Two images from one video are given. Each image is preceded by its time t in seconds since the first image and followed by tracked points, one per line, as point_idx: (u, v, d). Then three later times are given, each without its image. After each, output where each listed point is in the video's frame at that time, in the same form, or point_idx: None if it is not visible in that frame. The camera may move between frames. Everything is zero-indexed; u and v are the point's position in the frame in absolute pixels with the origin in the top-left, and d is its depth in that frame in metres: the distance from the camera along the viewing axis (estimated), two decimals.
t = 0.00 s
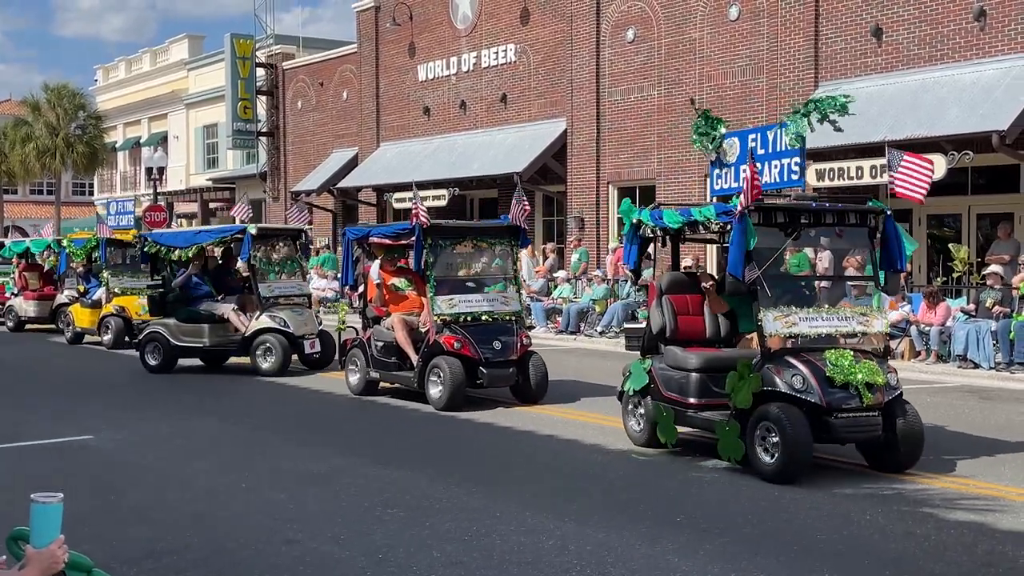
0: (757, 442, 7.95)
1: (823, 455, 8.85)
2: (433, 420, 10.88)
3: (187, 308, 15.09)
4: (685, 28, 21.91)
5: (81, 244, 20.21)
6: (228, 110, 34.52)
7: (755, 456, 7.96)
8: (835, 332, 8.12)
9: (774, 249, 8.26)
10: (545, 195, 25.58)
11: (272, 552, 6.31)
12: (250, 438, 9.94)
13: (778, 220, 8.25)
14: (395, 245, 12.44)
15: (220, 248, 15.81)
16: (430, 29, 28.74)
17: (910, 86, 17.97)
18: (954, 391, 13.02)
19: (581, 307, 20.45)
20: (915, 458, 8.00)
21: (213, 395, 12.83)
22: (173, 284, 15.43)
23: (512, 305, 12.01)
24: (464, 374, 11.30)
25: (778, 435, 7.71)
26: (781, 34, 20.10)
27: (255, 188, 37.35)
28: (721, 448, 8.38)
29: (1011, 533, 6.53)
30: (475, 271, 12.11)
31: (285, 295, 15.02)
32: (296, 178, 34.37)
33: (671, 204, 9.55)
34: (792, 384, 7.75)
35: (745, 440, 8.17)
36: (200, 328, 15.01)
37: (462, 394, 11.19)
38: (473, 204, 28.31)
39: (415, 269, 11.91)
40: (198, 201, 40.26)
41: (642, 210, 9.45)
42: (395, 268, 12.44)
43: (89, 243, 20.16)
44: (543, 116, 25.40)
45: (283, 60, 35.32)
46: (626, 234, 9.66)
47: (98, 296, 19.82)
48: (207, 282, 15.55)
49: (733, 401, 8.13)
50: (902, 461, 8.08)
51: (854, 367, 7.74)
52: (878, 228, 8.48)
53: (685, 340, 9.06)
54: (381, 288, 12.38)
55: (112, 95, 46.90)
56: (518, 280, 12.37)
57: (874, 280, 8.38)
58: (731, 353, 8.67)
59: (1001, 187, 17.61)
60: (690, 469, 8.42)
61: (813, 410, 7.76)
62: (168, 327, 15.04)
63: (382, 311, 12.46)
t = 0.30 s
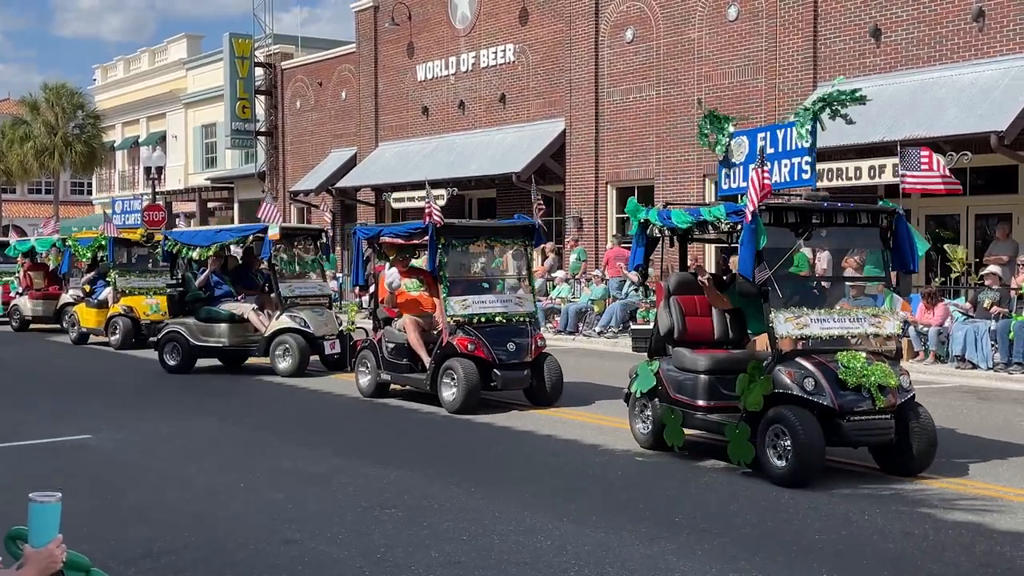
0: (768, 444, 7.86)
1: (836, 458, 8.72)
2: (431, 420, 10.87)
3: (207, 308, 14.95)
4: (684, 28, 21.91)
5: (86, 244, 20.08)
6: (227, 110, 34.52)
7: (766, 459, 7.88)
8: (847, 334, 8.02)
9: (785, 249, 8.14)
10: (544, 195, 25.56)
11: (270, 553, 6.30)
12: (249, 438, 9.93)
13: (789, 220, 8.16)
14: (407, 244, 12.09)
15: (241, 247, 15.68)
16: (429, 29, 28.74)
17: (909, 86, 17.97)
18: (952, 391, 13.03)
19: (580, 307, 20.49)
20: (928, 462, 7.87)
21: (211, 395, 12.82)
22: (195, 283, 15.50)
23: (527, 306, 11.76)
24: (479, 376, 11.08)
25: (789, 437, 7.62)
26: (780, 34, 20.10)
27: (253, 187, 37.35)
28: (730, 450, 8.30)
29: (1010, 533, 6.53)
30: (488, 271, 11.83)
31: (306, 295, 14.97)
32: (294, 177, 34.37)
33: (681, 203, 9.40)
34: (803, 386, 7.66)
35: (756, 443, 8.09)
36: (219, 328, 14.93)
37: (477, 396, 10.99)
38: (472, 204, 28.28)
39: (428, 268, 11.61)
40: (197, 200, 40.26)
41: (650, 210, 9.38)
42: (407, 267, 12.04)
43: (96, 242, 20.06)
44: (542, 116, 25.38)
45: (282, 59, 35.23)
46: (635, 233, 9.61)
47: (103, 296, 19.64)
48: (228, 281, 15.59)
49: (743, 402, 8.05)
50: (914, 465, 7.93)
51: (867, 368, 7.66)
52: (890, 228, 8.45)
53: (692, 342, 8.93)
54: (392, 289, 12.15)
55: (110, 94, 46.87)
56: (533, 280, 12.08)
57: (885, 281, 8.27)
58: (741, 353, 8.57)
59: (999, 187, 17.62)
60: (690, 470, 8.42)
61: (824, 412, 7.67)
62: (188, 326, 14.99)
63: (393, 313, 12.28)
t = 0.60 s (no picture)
0: (777, 446, 7.76)
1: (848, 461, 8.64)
2: (429, 419, 10.89)
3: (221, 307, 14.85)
4: (683, 27, 21.91)
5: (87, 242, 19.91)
6: (225, 109, 34.51)
7: (775, 461, 7.77)
8: (857, 335, 7.98)
9: (794, 249, 8.04)
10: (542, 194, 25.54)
11: (269, 551, 6.30)
12: (247, 437, 9.93)
13: (799, 219, 8.04)
14: (414, 244, 12.15)
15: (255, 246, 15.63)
16: (428, 28, 28.73)
17: (908, 86, 17.98)
18: (950, 391, 13.02)
19: (579, 306, 20.52)
20: (939, 465, 7.78)
21: (209, 395, 12.82)
22: (212, 280, 15.97)
23: (537, 307, 11.70)
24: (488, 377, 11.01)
25: (799, 439, 7.53)
26: (778, 34, 20.12)
27: (252, 186, 37.34)
28: (738, 453, 8.19)
29: (1009, 533, 6.53)
30: (500, 270, 11.79)
31: (320, 295, 14.94)
32: (293, 176, 34.36)
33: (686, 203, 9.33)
34: (814, 389, 7.58)
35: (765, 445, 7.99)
36: (232, 326, 14.85)
37: (486, 398, 10.91)
38: (471, 203, 28.25)
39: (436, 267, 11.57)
40: (195, 199, 40.25)
41: (656, 210, 9.29)
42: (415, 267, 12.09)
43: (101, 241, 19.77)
44: (541, 115, 25.38)
45: (281, 58, 35.16)
46: (639, 231, 9.43)
47: (107, 296, 19.60)
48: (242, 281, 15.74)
49: (751, 404, 7.97)
50: (925, 468, 7.84)
51: (878, 370, 7.60)
52: (901, 229, 8.31)
53: (699, 342, 8.87)
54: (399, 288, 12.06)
55: (109, 93, 46.84)
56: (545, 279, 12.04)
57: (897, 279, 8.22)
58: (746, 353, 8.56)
59: (998, 187, 17.63)
60: (688, 469, 8.42)
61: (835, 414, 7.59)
62: (201, 326, 14.91)
63: (401, 312, 12.16)
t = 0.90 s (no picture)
0: (787, 448, 7.68)
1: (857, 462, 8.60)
2: (428, 418, 10.89)
3: (232, 305, 14.80)
4: (682, 26, 21.91)
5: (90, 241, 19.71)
6: (224, 107, 34.46)
7: (785, 463, 7.69)
8: (867, 335, 7.91)
9: (803, 249, 7.93)
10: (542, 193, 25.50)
11: (267, 550, 6.30)
12: (245, 436, 9.93)
13: (809, 217, 7.92)
14: (421, 242, 12.00)
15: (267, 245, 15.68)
16: (426, 27, 28.71)
17: (907, 85, 17.97)
18: (950, 391, 13.02)
19: (578, 306, 20.49)
20: (949, 466, 7.70)
21: (207, 394, 12.81)
22: (221, 278, 15.71)
23: (544, 306, 11.70)
24: (496, 377, 10.99)
25: (809, 441, 7.44)
26: (777, 32, 20.11)
27: (251, 185, 37.31)
28: (746, 454, 8.10)
29: (1007, 532, 6.53)
30: (508, 269, 11.84)
31: (331, 294, 14.78)
32: (291, 175, 34.33)
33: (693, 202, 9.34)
34: (824, 389, 7.51)
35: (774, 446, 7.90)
36: (243, 326, 14.77)
37: (493, 398, 10.91)
38: (469, 202, 28.24)
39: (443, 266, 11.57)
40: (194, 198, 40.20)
41: (662, 209, 9.29)
42: (420, 266, 12.12)
43: (104, 241, 19.44)
44: (539, 114, 25.37)
45: (280, 56, 35.10)
46: (646, 231, 9.45)
47: (110, 295, 19.36)
48: (254, 280, 15.63)
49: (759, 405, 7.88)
50: (936, 470, 7.76)
51: (888, 371, 7.51)
52: (911, 228, 8.20)
53: (706, 342, 8.85)
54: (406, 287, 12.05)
55: (108, 92, 46.78)
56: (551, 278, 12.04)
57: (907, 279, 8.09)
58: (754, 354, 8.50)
59: (997, 186, 17.63)
60: (687, 468, 8.42)
61: (845, 415, 7.51)
62: (212, 325, 14.90)
63: (407, 312, 12.15)
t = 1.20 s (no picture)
0: (797, 449, 7.59)
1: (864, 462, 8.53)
2: (426, 417, 10.88)
3: (243, 304, 14.86)
4: (681, 24, 21.92)
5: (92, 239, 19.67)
6: (224, 106, 34.41)
7: (794, 465, 7.59)
8: (878, 334, 7.80)
9: (814, 247, 7.86)
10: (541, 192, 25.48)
11: (266, 549, 6.30)
12: (244, 434, 9.94)
13: (818, 215, 7.83)
14: (424, 241, 12.01)
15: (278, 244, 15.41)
16: (425, 25, 28.71)
17: (907, 84, 17.96)
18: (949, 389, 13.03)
19: (577, 305, 20.51)
20: (961, 467, 7.60)
21: (206, 392, 12.81)
22: (229, 276, 15.47)
23: (550, 305, 11.64)
24: (501, 377, 10.96)
25: (819, 441, 7.35)
26: (776, 31, 20.10)
27: (250, 183, 37.30)
28: (756, 455, 8.02)
29: (1006, 530, 6.53)
30: (511, 268, 11.78)
31: (340, 293, 14.79)
32: (290, 174, 34.31)
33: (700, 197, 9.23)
34: (834, 389, 7.42)
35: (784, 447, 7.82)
36: (253, 325, 14.79)
37: (498, 398, 10.88)
38: (468, 201, 28.23)
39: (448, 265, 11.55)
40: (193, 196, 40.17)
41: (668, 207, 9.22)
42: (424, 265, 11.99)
43: (107, 239, 19.49)
44: (538, 112, 25.38)
45: (279, 55, 35.08)
46: (650, 228, 9.39)
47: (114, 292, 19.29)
48: (263, 276, 15.43)
49: (769, 406, 7.79)
50: (948, 471, 7.66)
51: (899, 371, 7.42)
52: (921, 225, 8.09)
53: (713, 342, 8.78)
54: (410, 287, 11.87)
55: (107, 90, 46.75)
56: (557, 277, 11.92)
57: (914, 278, 7.97)
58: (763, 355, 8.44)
59: (996, 185, 17.64)
60: (686, 467, 8.42)
61: (856, 415, 7.43)
62: (222, 325, 14.95)
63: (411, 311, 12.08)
